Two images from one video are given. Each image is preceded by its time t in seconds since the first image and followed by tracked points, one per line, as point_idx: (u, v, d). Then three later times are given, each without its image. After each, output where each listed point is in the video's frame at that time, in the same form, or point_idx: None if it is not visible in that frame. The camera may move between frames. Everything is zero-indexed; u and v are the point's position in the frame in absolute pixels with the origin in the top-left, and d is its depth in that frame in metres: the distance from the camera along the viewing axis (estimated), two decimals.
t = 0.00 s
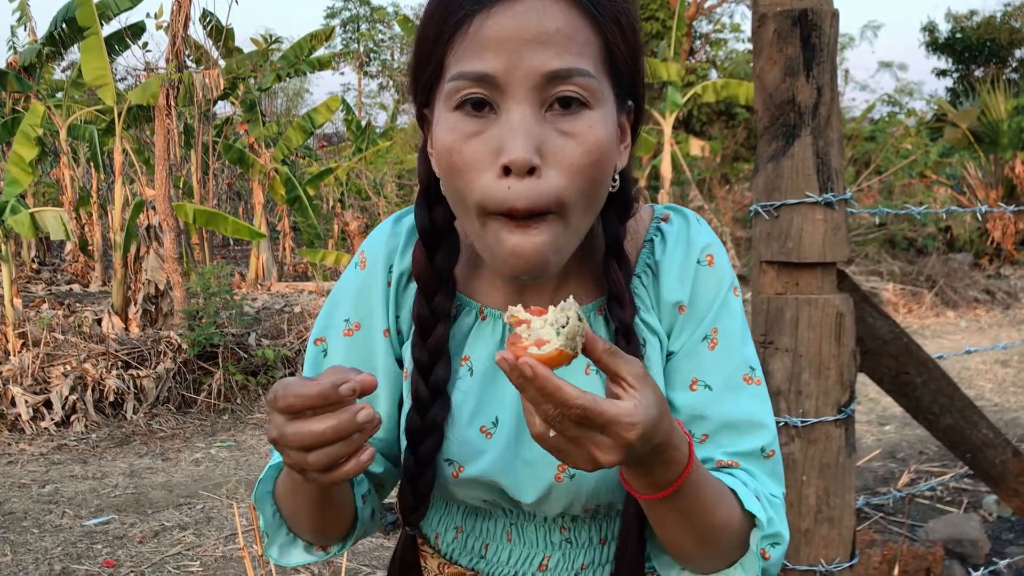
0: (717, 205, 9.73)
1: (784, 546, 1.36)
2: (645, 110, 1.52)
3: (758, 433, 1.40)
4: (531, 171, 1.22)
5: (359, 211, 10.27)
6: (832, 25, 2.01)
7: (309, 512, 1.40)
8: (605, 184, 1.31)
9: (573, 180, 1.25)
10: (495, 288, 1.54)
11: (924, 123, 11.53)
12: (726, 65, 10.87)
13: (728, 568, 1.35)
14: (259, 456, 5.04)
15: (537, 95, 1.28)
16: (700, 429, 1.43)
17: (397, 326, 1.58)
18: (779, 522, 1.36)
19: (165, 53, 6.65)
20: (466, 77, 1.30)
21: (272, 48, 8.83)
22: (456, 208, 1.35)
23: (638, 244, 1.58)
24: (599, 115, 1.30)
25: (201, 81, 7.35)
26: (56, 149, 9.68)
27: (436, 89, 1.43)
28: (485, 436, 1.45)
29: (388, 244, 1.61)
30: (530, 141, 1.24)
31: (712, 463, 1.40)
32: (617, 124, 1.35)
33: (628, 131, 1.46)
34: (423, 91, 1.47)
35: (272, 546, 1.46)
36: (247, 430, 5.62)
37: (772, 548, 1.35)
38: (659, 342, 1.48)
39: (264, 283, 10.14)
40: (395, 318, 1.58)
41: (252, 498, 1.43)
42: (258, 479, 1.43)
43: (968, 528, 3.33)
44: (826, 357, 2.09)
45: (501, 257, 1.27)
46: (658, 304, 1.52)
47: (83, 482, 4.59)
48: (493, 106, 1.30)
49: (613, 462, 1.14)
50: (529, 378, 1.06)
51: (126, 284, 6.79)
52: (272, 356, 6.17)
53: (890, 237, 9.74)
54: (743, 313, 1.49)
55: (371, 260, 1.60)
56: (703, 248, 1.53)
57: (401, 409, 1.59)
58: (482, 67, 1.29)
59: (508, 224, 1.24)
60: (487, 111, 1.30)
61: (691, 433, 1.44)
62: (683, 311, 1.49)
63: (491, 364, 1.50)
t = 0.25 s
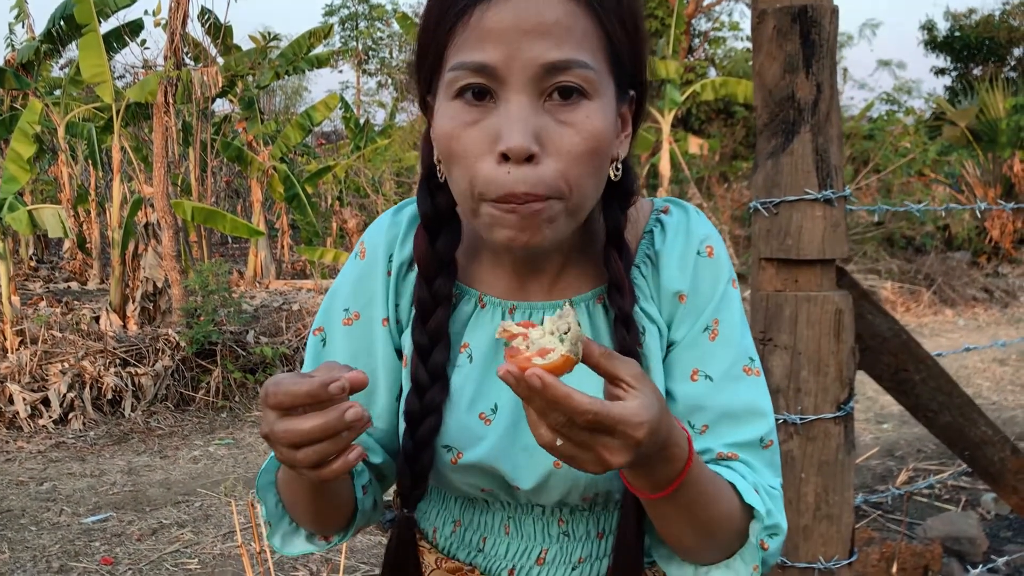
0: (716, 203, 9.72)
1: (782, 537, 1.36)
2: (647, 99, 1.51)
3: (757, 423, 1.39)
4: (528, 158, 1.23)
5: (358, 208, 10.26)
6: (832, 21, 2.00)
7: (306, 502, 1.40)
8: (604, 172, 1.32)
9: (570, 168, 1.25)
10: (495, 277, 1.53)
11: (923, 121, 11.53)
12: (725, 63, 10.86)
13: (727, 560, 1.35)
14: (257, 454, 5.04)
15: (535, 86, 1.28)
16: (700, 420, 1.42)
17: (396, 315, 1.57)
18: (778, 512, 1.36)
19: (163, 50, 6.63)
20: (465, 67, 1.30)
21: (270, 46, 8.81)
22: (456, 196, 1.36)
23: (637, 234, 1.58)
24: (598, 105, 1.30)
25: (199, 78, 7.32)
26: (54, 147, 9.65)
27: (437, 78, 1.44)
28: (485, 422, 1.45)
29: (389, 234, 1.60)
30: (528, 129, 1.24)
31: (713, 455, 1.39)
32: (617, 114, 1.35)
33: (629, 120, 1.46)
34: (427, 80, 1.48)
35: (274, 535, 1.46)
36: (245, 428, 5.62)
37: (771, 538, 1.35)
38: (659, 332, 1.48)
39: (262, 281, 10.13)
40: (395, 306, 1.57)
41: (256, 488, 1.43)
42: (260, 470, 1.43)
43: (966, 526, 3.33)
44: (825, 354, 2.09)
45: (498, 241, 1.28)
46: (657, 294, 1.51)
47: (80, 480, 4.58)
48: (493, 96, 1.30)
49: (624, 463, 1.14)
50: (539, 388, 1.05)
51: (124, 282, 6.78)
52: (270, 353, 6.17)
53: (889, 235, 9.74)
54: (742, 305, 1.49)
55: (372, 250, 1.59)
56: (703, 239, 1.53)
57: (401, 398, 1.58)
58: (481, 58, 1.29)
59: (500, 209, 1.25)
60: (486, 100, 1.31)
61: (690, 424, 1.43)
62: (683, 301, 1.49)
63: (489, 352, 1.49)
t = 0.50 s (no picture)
0: (715, 200, 9.72)
1: (778, 527, 1.35)
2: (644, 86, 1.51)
3: (751, 413, 1.39)
4: (520, 137, 1.25)
5: (357, 206, 10.25)
6: (832, 18, 1.99)
7: (308, 496, 1.39)
8: (597, 155, 1.33)
9: (562, 150, 1.27)
10: (493, 265, 1.53)
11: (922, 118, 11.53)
12: (725, 61, 10.85)
13: (724, 552, 1.34)
14: (256, 451, 5.04)
15: (529, 69, 1.29)
16: (697, 408, 1.41)
17: (395, 304, 1.56)
18: (773, 504, 1.35)
19: (162, 47, 6.62)
20: (462, 49, 1.31)
21: (269, 43, 8.80)
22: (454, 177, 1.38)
23: (634, 225, 1.57)
24: (590, 89, 1.30)
25: (198, 75, 7.29)
26: (52, 144, 9.64)
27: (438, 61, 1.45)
28: (483, 407, 1.44)
29: (388, 226, 1.60)
30: (521, 109, 1.26)
31: (710, 446, 1.37)
32: (611, 98, 1.36)
33: (625, 107, 1.47)
34: (429, 65, 1.49)
35: (274, 530, 1.45)
36: (243, 425, 5.61)
37: (767, 530, 1.34)
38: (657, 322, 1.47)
39: (261, 278, 10.12)
40: (394, 294, 1.56)
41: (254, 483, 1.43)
42: (259, 464, 1.43)
43: (965, 523, 3.33)
44: (824, 352, 2.09)
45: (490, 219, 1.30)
46: (654, 284, 1.51)
47: (79, 477, 4.58)
48: (489, 79, 1.31)
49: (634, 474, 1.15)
50: (561, 409, 1.05)
51: (122, 279, 6.77)
52: (269, 351, 6.17)
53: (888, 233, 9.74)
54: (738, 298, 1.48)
55: (370, 242, 1.58)
56: (699, 231, 1.53)
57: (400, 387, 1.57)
58: (477, 41, 1.30)
59: (493, 187, 1.27)
60: (483, 84, 1.32)
61: (688, 414, 1.42)
62: (681, 290, 1.48)
63: (488, 337, 1.48)
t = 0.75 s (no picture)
0: (714, 198, 9.72)
1: (765, 522, 1.35)
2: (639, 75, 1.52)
3: (743, 407, 1.39)
4: (515, 117, 1.25)
5: (356, 204, 10.25)
6: (829, 15, 1.99)
7: (315, 495, 1.39)
8: (591, 138, 1.33)
9: (555, 130, 1.27)
10: (491, 255, 1.52)
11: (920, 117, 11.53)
12: (723, 59, 10.85)
13: (713, 546, 1.36)
14: (254, 449, 5.04)
15: (523, 53, 1.30)
16: (689, 399, 1.41)
17: (395, 296, 1.54)
18: (761, 499, 1.35)
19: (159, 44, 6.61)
20: (460, 35, 1.33)
21: (267, 41, 8.79)
22: (454, 162, 1.38)
23: (631, 220, 1.57)
24: (584, 71, 1.31)
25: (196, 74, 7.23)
26: (50, 142, 9.63)
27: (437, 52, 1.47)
28: (481, 393, 1.40)
29: (387, 220, 1.57)
30: (515, 90, 1.27)
31: (701, 438, 1.38)
32: (604, 83, 1.37)
33: (620, 94, 1.47)
34: (431, 58, 1.51)
35: (279, 530, 1.45)
36: (242, 423, 5.61)
37: (754, 524, 1.33)
38: (652, 315, 1.47)
39: (259, 277, 10.11)
40: (393, 287, 1.54)
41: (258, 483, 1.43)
42: (264, 464, 1.41)
43: (962, 521, 3.34)
44: (821, 349, 2.09)
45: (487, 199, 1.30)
46: (650, 277, 1.50)
47: (77, 475, 4.58)
48: (485, 63, 1.32)
49: (625, 472, 1.15)
50: (556, 403, 1.06)
51: (121, 277, 6.76)
52: (267, 349, 6.18)
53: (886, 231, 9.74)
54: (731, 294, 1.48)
55: (369, 237, 1.56)
56: (695, 227, 1.52)
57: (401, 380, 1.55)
58: (473, 27, 1.31)
59: (488, 167, 1.27)
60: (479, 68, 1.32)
61: (680, 405, 1.42)
62: (676, 283, 1.48)
63: (487, 325, 1.46)
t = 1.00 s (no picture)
0: (713, 196, 9.71)
1: (749, 521, 1.36)
2: (632, 66, 1.50)
3: (730, 403, 1.40)
4: (500, 107, 1.26)
5: (355, 202, 10.24)
6: (827, 12, 1.99)
7: (332, 495, 1.37)
8: (579, 128, 1.33)
9: (540, 121, 1.27)
10: (489, 247, 1.51)
11: (920, 115, 11.53)
12: (723, 56, 10.84)
13: (696, 544, 1.36)
14: (253, 447, 5.04)
15: (509, 45, 1.29)
16: (678, 393, 1.41)
17: (398, 288, 1.52)
18: (746, 498, 1.35)
19: (158, 42, 6.60)
20: (450, 29, 1.32)
21: (266, 39, 8.78)
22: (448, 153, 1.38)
23: (628, 218, 1.56)
24: (568, 62, 1.30)
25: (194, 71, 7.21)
26: (49, 140, 9.62)
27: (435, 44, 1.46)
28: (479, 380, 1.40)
29: (389, 214, 1.56)
30: (500, 82, 1.27)
31: (688, 433, 1.38)
32: (592, 74, 1.35)
33: (612, 85, 1.46)
34: (429, 51, 1.50)
35: (291, 531, 1.43)
36: (240, 421, 5.61)
37: (737, 522, 1.34)
38: (645, 309, 1.46)
39: (258, 275, 10.11)
40: (396, 279, 1.52)
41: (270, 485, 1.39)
42: (275, 465, 1.38)
43: (960, 519, 3.34)
44: (818, 347, 2.09)
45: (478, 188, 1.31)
46: (645, 272, 1.49)
47: (75, 474, 4.58)
48: (474, 57, 1.32)
49: (593, 466, 1.16)
50: (520, 392, 1.08)
51: (119, 275, 6.76)
52: (266, 347, 6.19)
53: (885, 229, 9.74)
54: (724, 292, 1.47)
55: (372, 232, 1.54)
56: (690, 225, 1.51)
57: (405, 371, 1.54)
58: (461, 21, 1.31)
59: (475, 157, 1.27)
60: (468, 60, 1.32)
61: (669, 398, 1.42)
62: (670, 278, 1.46)
63: (486, 316, 1.45)
